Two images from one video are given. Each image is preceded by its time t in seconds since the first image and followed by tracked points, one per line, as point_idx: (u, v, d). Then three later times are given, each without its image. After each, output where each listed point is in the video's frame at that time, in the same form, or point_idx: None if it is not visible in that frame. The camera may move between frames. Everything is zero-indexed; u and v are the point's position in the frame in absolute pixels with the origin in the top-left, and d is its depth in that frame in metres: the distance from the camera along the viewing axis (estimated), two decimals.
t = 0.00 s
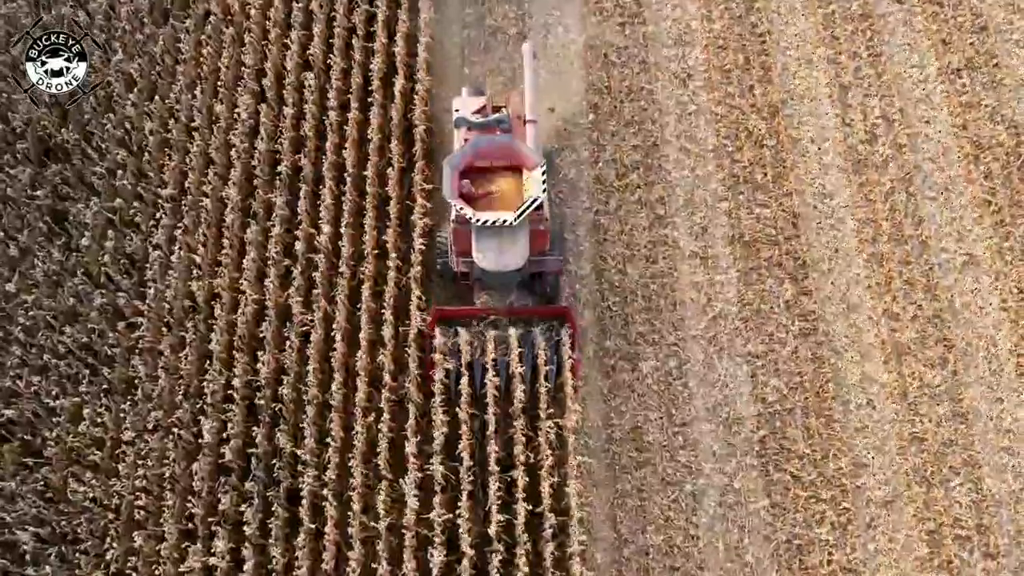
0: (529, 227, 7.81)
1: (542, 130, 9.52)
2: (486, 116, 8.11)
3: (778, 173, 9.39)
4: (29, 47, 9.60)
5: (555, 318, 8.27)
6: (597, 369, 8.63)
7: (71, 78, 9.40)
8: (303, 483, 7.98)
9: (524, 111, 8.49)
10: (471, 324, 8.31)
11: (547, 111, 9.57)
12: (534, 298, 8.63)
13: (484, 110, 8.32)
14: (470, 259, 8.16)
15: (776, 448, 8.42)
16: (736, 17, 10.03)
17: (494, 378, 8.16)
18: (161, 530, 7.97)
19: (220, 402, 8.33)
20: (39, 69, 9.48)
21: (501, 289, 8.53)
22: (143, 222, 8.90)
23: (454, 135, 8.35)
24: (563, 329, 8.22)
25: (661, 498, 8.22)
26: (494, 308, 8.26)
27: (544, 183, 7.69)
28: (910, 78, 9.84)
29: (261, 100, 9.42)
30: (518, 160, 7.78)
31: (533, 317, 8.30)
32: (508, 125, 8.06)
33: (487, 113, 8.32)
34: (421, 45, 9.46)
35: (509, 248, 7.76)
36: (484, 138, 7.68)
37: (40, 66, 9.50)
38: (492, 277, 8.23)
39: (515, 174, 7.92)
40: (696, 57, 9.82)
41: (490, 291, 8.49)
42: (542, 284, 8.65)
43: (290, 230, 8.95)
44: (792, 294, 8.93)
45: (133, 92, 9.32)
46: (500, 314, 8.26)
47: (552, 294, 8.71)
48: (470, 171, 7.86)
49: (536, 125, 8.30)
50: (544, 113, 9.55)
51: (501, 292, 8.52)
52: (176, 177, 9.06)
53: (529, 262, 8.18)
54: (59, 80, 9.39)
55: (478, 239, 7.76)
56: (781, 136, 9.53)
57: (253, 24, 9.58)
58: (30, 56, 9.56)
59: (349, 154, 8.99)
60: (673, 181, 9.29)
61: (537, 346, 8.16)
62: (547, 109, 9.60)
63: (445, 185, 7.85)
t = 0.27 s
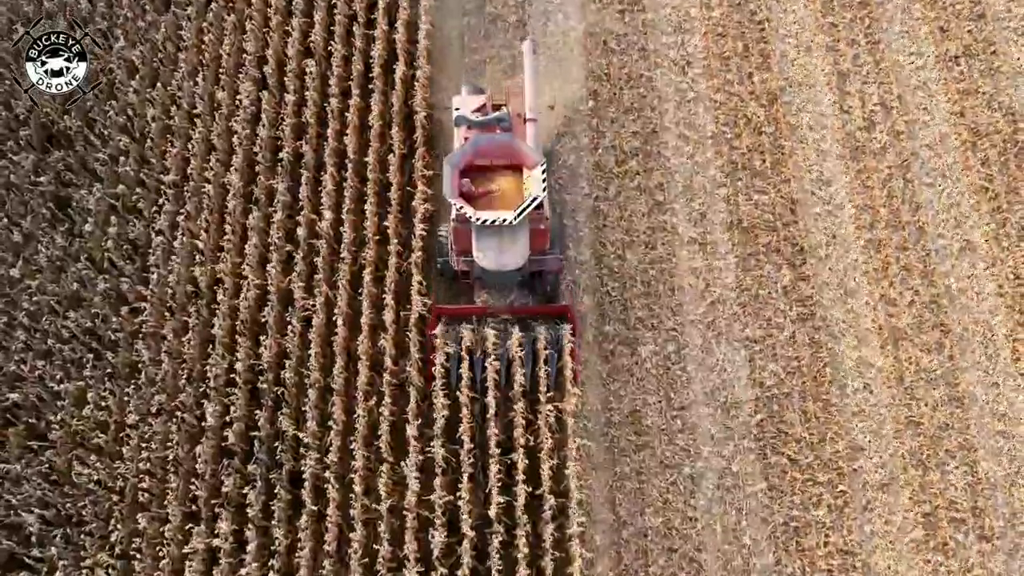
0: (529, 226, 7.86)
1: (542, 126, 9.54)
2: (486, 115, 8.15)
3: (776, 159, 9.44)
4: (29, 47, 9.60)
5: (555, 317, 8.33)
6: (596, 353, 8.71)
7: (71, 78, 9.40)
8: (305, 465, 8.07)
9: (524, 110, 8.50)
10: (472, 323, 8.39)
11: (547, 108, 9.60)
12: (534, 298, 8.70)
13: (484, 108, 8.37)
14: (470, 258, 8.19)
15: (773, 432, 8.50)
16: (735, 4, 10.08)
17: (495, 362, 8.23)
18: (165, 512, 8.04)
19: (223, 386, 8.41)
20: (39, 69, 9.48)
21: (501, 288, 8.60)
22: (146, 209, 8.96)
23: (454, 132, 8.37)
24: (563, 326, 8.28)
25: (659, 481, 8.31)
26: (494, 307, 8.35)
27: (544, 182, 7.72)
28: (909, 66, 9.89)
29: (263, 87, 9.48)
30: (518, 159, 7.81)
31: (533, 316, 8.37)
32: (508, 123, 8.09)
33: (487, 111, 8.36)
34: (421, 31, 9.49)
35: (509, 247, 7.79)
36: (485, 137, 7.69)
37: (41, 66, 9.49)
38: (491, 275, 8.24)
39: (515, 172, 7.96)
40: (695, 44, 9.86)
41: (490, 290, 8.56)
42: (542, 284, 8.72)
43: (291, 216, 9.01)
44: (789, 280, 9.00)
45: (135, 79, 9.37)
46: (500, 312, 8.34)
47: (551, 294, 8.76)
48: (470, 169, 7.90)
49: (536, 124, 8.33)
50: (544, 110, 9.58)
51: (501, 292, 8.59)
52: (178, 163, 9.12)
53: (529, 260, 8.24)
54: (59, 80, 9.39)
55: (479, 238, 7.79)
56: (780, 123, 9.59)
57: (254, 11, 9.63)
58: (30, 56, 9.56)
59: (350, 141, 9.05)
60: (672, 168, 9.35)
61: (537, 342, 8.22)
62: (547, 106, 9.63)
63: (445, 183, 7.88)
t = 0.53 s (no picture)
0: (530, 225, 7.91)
1: (542, 124, 9.53)
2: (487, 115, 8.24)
3: (774, 148, 9.49)
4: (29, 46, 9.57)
5: (555, 315, 8.31)
6: (595, 339, 8.77)
7: (71, 78, 9.37)
8: (307, 450, 8.13)
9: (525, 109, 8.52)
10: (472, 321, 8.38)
11: (547, 107, 9.59)
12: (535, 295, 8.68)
13: (484, 107, 8.41)
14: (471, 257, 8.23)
15: (771, 417, 8.57)
16: None
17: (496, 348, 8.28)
18: (168, 496, 8.09)
19: (225, 371, 8.47)
20: (39, 69, 9.45)
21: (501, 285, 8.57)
22: (148, 196, 9.01)
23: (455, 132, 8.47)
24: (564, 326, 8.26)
25: (658, 466, 8.38)
26: (494, 306, 8.34)
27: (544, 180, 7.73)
28: (907, 54, 9.93)
29: (264, 76, 9.53)
30: (518, 157, 7.86)
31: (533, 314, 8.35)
32: (508, 122, 8.17)
33: (487, 110, 8.40)
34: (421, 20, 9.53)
35: (510, 248, 7.74)
36: (484, 135, 7.78)
37: (41, 66, 9.47)
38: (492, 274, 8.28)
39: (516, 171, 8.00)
40: (695, 33, 9.90)
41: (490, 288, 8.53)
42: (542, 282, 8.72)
43: (292, 203, 9.06)
44: (788, 267, 9.06)
45: (136, 68, 9.41)
46: (500, 311, 8.32)
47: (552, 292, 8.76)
48: (471, 168, 7.97)
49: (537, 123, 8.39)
50: (545, 108, 9.58)
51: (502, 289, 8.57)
52: (180, 151, 9.17)
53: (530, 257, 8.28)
54: (58, 80, 9.36)
55: (478, 238, 7.75)
56: (778, 111, 9.64)
57: None
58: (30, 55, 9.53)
59: (350, 129, 9.10)
60: (671, 156, 9.40)
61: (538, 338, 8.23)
62: (548, 104, 9.62)
63: (445, 181, 7.95)
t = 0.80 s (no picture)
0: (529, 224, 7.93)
1: (542, 122, 9.55)
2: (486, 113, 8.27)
3: (773, 136, 9.54)
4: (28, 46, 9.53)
5: (555, 313, 8.31)
6: (595, 326, 8.83)
7: (71, 78, 9.35)
8: (309, 435, 8.21)
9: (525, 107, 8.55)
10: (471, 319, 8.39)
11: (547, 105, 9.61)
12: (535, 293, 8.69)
13: (484, 105, 8.46)
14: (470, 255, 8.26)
15: (769, 402, 8.64)
16: None
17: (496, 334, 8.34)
18: (171, 481, 8.16)
19: (227, 357, 8.54)
20: (39, 69, 9.42)
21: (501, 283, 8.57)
22: (150, 184, 9.07)
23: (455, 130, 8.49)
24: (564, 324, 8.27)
25: (657, 451, 8.45)
26: (494, 305, 8.33)
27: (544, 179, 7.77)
28: (905, 42, 9.97)
29: (265, 64, 9.58)
30: (518, 156, 7.89)
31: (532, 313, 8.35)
32: (508, 121, 8.20)
33: (487, 109, 8.45)
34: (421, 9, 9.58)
35: (509, 246, 7.79)
36: (484, 134, 7.80)
37: (41, 66, 9.43)
38: (491, 273, 8.26)
39: (516, 170, 8.04)
40: (693, 21, 9.95)
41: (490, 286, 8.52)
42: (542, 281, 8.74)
43: (294, 191, 9.12)
44: (786, 255, 9.12)
45: (138, 57, 9.46)
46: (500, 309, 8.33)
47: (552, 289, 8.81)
48: (471, 167, 8.00)
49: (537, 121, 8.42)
50: (544, 107, 9.59)
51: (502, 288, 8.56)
52: (181, 138, 9.23)
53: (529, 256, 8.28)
54: (59, 80, 9.34)
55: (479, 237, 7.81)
56: (776, 99, 9.69)
57: None
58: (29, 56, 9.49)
59: (351, 118, 9.16)
60: (670, 144, 9.45)
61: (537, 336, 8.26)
62: (547, 103, 9.63)
63: (445, 180, 7.98)
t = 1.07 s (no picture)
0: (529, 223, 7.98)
1: (541, 121, 9.56)
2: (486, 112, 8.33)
3: (772, 125, 9.59)
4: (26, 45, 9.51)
5: (555, 313, 8.40)
6: (594, 313, 8.90)
7: (71, 78, 9.35)
8: (310, 421, 8.29)
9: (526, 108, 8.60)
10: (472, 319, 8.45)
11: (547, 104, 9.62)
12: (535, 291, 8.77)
13: (484, 104, 8.51)
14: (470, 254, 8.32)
15: (767, 388, 8.71)
16: None
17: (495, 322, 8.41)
18: (174, 466, 8.23)
19: (229, 343, 8.61)
20: (38, 69, 9.40)
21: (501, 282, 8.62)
22: (151, 172, 9.13)
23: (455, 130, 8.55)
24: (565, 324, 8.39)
25: (655, 437, 8.52)
26: (495, 305, 8.40)
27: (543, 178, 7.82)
28: (903, 31, 10.01)
29: (265, 52, 9.63)
30: (517, 155, 7.95)
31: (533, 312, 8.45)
32: (507, 120, 8.27)
33: (487, 108, 8.50)
34: None
35: (509, 246, 7.85)
36: (484, 133, 7.86)
37: (40, 66, 9.42)
38: (491, 273, 8.31)
39: (516, 169, 8.10)
40: (692, 10, 9.99)
41: (490, 285, 8.57)
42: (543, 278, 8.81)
43: (295, 178, 9.17)
44: (784, 242, 9.18)
45: (139, 45, 9.51)
46: (500, 309, 8.39)
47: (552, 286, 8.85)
48: (471, 166, 8.06)
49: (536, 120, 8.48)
50: (544, 106, 9.60)
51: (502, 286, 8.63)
52: (183, 126, 9.29)
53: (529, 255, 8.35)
54: (59, 80, 9.34)
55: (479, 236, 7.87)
56: (775, 88, 9.74)
57: None
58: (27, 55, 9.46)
59: (352, 107, 9.21)
60: (669, 132, 9.50)
61: (537, 333, 8.35)
62: (547, 102, 9.65)
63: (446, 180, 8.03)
